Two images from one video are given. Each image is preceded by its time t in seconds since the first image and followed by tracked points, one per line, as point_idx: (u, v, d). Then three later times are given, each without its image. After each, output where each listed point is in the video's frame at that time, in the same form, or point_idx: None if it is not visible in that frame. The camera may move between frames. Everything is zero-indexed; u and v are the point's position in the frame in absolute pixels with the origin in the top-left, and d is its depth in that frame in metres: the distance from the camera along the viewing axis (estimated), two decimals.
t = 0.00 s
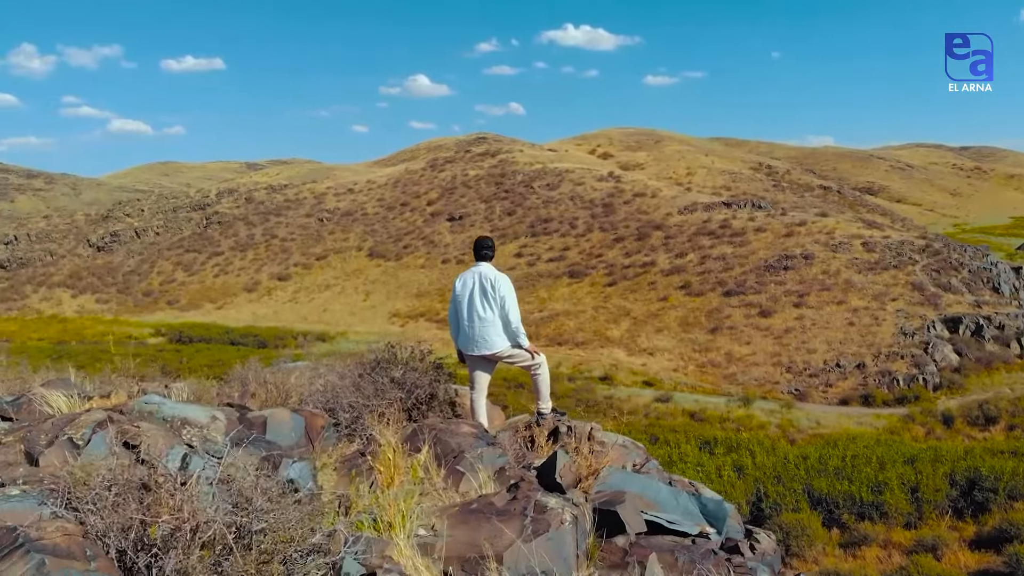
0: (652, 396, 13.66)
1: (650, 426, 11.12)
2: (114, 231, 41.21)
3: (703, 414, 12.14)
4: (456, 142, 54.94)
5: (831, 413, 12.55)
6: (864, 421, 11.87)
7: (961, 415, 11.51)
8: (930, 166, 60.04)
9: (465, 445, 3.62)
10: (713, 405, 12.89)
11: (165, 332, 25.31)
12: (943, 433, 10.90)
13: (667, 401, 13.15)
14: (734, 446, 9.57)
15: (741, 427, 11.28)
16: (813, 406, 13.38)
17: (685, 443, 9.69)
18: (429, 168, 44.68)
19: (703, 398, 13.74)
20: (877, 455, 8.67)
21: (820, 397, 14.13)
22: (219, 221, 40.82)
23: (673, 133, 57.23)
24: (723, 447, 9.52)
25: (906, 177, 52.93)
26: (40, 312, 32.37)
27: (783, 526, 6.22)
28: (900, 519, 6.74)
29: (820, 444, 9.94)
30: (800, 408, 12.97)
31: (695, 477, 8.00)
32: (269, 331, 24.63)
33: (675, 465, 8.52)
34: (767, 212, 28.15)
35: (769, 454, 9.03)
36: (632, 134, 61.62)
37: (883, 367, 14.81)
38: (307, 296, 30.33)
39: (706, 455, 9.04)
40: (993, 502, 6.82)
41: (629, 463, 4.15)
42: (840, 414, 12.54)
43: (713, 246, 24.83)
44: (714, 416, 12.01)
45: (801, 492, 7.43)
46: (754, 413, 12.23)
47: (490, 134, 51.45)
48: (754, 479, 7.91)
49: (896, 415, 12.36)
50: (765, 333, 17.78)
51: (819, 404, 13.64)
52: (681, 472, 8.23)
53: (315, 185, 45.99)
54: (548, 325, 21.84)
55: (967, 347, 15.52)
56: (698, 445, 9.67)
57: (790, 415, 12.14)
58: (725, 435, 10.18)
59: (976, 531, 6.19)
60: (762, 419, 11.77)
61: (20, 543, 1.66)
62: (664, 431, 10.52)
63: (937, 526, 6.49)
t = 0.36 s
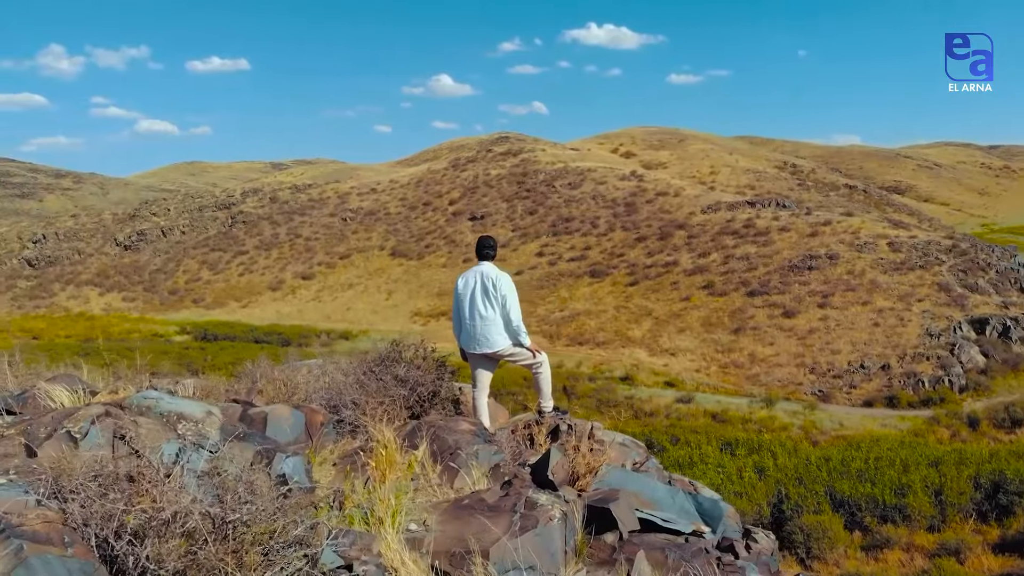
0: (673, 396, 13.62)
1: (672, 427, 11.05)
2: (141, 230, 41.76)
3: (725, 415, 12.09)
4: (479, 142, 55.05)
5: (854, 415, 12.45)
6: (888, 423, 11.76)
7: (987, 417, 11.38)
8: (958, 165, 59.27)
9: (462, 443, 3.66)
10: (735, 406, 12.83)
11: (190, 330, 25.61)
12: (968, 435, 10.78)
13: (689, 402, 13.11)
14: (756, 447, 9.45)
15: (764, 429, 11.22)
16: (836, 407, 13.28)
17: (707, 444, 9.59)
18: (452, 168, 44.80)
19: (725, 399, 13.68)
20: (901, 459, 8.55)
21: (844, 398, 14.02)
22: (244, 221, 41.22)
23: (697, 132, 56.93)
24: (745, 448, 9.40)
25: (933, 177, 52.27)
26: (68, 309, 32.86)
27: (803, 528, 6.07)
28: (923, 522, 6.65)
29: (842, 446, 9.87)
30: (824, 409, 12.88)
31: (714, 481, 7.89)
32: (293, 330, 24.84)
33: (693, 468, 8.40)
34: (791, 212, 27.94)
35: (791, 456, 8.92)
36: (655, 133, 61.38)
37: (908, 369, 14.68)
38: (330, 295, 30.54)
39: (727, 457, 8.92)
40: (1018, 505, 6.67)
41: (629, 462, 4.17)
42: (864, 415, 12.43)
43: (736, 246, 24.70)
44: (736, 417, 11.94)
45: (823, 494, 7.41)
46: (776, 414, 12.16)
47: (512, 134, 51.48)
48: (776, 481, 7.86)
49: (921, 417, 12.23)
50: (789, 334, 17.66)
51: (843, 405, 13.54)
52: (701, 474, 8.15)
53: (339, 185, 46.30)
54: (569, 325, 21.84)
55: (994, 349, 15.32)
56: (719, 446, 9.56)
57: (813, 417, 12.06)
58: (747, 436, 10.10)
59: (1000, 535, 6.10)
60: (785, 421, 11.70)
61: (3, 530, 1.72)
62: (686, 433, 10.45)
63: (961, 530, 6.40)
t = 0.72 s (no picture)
0: (695, 397, 13.58)
1: (693, 428, 10.89)
2: (167, 229, 42.27)
3: (746, 416, 12.02)
4: (501, 141, 55.12)
5: (878, 416, 12.34)
6: (912, 425, 11.64)
7: (1012, 421, 11.25)
8: (987, 164, 58.44)
9: (457, 438, 3.69)
10: (757, 408, 12.77)
11: (214, 328, 25.87)
12: (993, 438, 10.63)
13: (710, 403, 13.06)
14: (778, 449, 9.27)
15: (786, 430, 11.14)
16: (859, 409, 13.16)
17: (728, 445, 9.43)
18: (473, 167, 44.91)
19: (747, 400, 13.61)
20: (924, 461, 8.34)
21: (868, 400, 13.92)
22: (268, 220, 41.59)
23: (720, 131, 56.60)
24: (767, 450, 9.22)
25: (961, 176, 51.58)
26: (95, 306, 33.34)
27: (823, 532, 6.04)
28: (946, 526, 6.48)
29: (866, 447, 9.77)
30: (847, 411, 12.78)
31: (731, 481, 7.53)
32: (316, 328, 25.04)
33: (713, 468, 8.19)
34: (815, 212, 27.72)
35: (814, 457, 8.67)
36: (678, 131, 61.11)
37: (933, 371, 14.53)
38: (352, 294, 30.75)
39: (748, 456, 8.80)
40: None
41: (626, 460, 4.20)
42: (888, 417, 12.32)
43: (759, 246, 24.54)
44: (757, 419, 11.87)
45: (843, 496, 7.14)
46: (799, 416, 12.07)
47: (534, 133, 51.49)
48: (796, 483, 7.53)
49: (946, 419, 12.09)
50: (812, 334, 17.55)
51: (866, 407, 13.43)
52: (721, 474, 7.83)
53: (361, 184, 46.58)
54: (590, 325, 21.84)
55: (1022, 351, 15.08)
56: (740, 447, 9.44)
57: (836, 418, 11.96)
58: (768, 438, 9.97)
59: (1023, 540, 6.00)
60: (807, 423, 11.61)
61: None
62: (706, 433, 10.30)
63: (985, 533, 6.28)
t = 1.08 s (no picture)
0: (716, 398, 13.51)
1: (713, 428, 10.82)
2: (192, 228, 42.74)
3: (768, 417, 11.94)
4: (523, 140, 55.14)
5: (902, 418, 12.22)
6: (936, 427, 11.52)
7: None
8: (1017, 162, 57.57)
9: (452, 435, 3.73)
10: (779, 408, 12.69)
11: (238, 326, 26.13)
12: (1019, 440, 10.48)
13: (732, 404, 12.99)
14: (800, 450, 9.20)
15: (808, 431, 11.05)
16: (883, 410, 13.04)
17: (748, 446, 9.36)
18: (495, 167, 44.97)
19: (769, 400, 13.53)
20: (947, 462, 8.23)
21: (892, 402, 13.77)
22: (292, 219, 41.92)
23: (744, 130, 56.25)
24: (788, 451, 9.15)
25: (990, 175, 50.83)
26: (121, 305, 33.79)
27: (844, 534, 5.97)
28: (969, 528, 6.38)
29: (889, 449, 9.67)
30: (870, 412, 12.66)
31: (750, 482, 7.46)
32: (339, 327, 25.20)
33: (733, 469, 8.13)
34: (840, 211, 27.45)
35: (835, 459, 8.60)
36: (701, 129, 60.78)
37: (958, 372, 14.35)
38: (374, 292, 30.92)
39: (770, 458, 8.72)
40: None
41: (625, 458, 4.21)
42: (912, 419, 12.19)
43: (783, 246, 24.36)
44: (780, 419, 11.78)
45: (866, 498, 7.02)
46: (821, 417, 11.98)
47: (557, 132, 51.48)
48: (819, 484, 7.46)
49: (971, 421, 11.94)
50: (836, 335, 17.40)
51: (890, 408, 13.28)
52: (741, 475, 7.77)
53: (384, 184, 46.79)
54: (611, 325, 21.81)
55: None
56: (761, 448, 9.34)
57: (859, 419, 11.86)
58: (790, 439, 9.89)
59: None
60: (830, 424, 11.51)
61: None
62: (726, 433, 10.22)
63: (1008, 536, 6.15)
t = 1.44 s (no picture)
0: (737, 399, 13.41)
1: (733, 429, 10.74)
2: (216, 227, 43.16)
3: (791, 418, 11.84)
4: (545, 139, 55.14)
5: (926, 420, 12.07)
6: (961, 429, 11.36)
7: None
8: None
9: (445, 433, 3.76)
10: (801, 409, 12.58)
11: (261, 324, 26.35)
12: None
13: (754, 405, 12.89)
14: (821, 452, 9.12)
15: (830, 433, 10.92)
16: (907, 412, 12.89)
17: (769, 447, 9.28)
18: (517, 166, 45.02)
19: (791, 401, 13.42)
20: (971, 465, 8.11)
21: (917, 403, 13.57)
22: (315, 218, 42.20)
23: (768, 129, 55.86)
24: (809, 452, 9.07)
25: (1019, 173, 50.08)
26: (147, 302, 34.19)
27: (865, 537, 5.70)
28: (993, 532, 5.98)
29: (912, 452, 9.55)
30: (894, 414, 12.53)
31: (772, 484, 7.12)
32: (360, 325, 25.34)
33: (754, 471, 8.07)
34: (865, 210, 27.18)
35: (858, 461, 8.51)
36: (725, 128, 60.44)
37: (984, 374, 14.16)
38: (396, 291, 31.04)
39: (791, 459, 8.64)
40: None
41: (621, 458, 4.22)
42: (937, 421, 12.02)
43: (806, 246, 24.17)
44: (802, 421, 11.68)
45: (887, 501, 6.64)
46: (844, 419, 11.87)
47: (579, 131, 51.43)
48: (841, 487, 7.19)
49: (997, 423, 11.76)
50: (860, 336, 17.25)
51: (914, 410, 13.07)
52: (762, 477, 7.70)
53: (406, 183, 46.99)
54: (632, 325, 21.72)
55: None
56: (782, 449, 9.24)
57: (883, 422, 11.74)
58: (811, 440, 9.80)
59: None
60: (853, 425, 11.40)
61: None
62: (747, 434, 10.12)
63: None
